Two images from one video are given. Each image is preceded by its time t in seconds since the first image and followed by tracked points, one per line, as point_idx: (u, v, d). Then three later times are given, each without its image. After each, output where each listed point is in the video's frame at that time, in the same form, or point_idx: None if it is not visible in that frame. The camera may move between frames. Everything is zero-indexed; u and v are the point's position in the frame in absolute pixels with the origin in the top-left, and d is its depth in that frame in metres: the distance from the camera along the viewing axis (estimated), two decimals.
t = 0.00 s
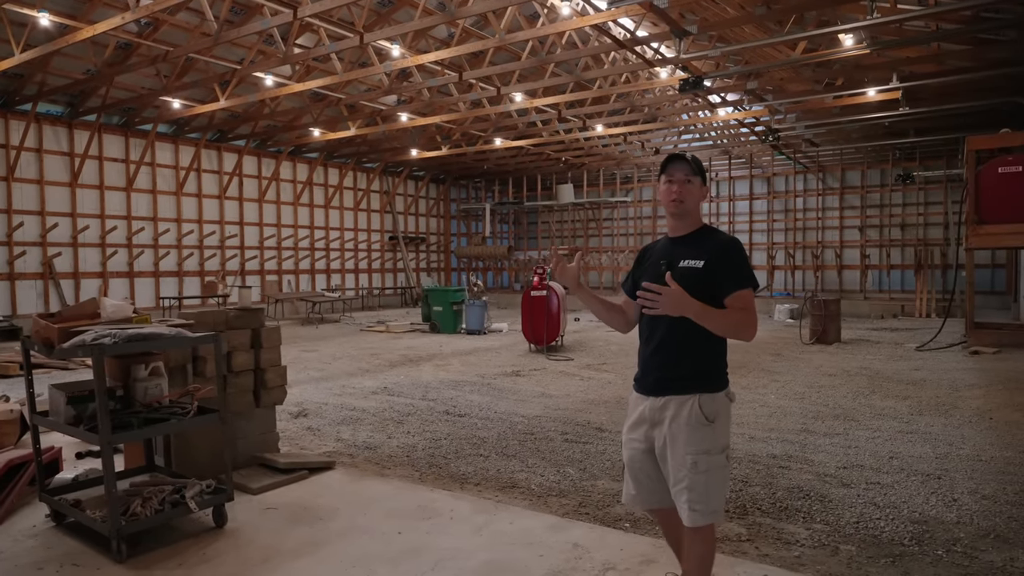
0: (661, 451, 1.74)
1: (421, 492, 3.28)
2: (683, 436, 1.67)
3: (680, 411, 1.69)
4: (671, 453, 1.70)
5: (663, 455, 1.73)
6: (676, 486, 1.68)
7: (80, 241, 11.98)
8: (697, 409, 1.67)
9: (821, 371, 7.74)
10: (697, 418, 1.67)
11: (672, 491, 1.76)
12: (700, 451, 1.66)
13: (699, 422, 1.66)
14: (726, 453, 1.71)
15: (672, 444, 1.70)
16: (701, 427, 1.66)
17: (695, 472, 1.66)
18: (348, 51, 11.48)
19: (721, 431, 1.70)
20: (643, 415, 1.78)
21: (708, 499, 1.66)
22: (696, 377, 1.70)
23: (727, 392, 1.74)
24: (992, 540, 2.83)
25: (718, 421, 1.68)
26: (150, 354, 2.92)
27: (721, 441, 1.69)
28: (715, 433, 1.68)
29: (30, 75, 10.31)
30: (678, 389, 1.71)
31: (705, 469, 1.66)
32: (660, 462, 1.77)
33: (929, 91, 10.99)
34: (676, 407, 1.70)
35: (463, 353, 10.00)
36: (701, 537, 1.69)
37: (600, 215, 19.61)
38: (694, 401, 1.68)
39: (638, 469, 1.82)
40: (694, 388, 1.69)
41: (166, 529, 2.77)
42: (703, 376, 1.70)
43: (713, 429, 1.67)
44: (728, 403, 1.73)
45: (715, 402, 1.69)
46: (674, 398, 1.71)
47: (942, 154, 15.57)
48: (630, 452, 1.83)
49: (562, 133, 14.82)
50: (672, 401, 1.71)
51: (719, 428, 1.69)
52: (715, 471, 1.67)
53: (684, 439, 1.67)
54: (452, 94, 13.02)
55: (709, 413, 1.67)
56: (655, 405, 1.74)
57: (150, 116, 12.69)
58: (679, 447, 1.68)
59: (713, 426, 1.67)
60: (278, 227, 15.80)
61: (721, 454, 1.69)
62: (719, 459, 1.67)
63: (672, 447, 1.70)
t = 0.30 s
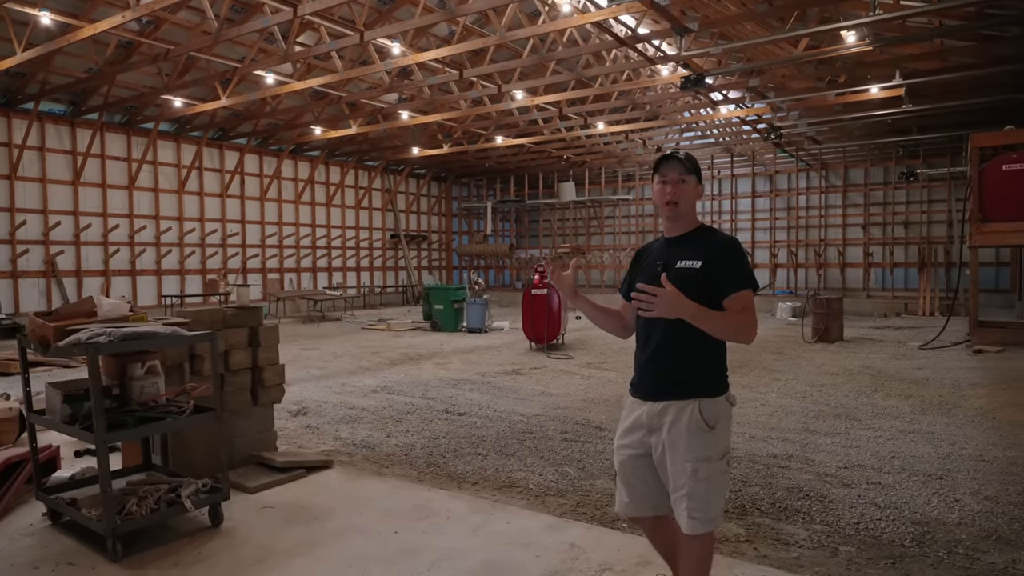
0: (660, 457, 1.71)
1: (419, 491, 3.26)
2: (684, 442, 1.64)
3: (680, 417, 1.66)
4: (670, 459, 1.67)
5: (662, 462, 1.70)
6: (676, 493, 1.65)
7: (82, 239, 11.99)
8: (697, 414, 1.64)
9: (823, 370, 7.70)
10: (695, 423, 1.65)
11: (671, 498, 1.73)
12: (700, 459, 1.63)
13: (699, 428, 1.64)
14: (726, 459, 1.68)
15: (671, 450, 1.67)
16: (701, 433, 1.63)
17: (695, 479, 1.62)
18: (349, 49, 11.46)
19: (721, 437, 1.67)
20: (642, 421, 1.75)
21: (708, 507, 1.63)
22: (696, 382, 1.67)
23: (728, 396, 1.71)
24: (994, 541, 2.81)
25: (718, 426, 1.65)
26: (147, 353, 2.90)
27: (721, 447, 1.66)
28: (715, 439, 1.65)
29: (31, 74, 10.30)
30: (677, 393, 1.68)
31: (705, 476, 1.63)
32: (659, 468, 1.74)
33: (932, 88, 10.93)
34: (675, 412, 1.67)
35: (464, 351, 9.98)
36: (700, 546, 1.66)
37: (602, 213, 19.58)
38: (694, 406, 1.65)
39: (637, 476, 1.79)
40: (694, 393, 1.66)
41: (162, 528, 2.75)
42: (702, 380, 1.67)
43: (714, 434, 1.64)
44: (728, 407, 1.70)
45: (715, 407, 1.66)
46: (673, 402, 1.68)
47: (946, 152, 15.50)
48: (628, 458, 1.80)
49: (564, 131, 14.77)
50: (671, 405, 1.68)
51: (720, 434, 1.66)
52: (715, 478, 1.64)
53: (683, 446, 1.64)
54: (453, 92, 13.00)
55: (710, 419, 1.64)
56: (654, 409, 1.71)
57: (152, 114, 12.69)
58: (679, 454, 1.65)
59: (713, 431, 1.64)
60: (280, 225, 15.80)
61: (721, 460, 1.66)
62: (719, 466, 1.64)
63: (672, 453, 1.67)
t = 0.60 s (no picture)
0: (662, 462, 1.70)
1: (426, 491, 3.26)
2: (686, 448, 1.62)
3: (682, 422, 1.64)
4: (673, 465, 1.65)
5: (665, 467, 1.68)
6: (679, 499, 1.63)
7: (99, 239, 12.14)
8: (698, 420, 1.62)
9: (838, 370, 7.60)
10: (698, 429, 1.62)
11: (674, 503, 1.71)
12: (702, 465, 1.60)
13: (701, 434, 1.61)
14: (730, 465, 1.65)
15: (674, 456, 1.65)
16: (704, 438, 1.61)
17: (698, 485, 1.60)
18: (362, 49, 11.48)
19: (725, 442, 1.64)
20: (645, 425, 1.73)
21: (711, 514, 1.61)
22: (698, 386, 1.64)
23: (732, 400, 1.69)
24: (1010, 546, 2.75)
25: (721, 431, 1.63)
26: (155, 352, 2.93)
27: (724, 453, 1.64)
28: (718, 445, 1.62)
29: (49, 75, 10.44)
30: (678, 398, 1.65)
31: (708, 482, 1.61)
32: (662, 473, 1.72)
33: (949, 84, 10.76)
34: (677, 418, 1.64)
35: (476, 350, 9.98)
36: (704, 553, 1.64)
37: (615, 211, 19.49)
38: (695, 411, 1.62)
39: (640, 481, 1.78)
40: (696, 397, 1.63)
41: (169, 526, 2.77)
42: (704, 384, 1.64)
43: (717, 440, 1.62)
44: (732, 412, 1.68)
45: (718, 412, 1.63)
46: (675, 407, 1.66)
47: (965, 149, 15.24)
48: (632, 462, 1.78)
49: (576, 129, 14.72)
50: (673, 410, 1.66)
51: (723, 439, 1.64)
52: (719, 484, 1.62)
53: (686, 452, 1.62)
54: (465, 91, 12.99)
55: (712, 424, 1.62)
56: (656, 414, 1.69)
57: (167, 114, 12.81)
58: (681, 460, 1.63)
59: (717, 437, 1.62)
60: (294, 224, 15.90)
61: (725, 466, 1.63)
62: (722, 472, 1.62)
63: (674, 459, 1.65)
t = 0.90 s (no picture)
0: (657, 468, 1.66)
1: (429, 494, 3.24)
2: (680, 454, 1.59)
3: (676, 428, 1.60)
4: (667, 471, 1.62)
5: (659, 473, 1.65)
6: (673, 507, 1.60)
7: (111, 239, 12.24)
8: (693, 427, 1.58)
9: (850, 371, 7.51)
10: (693, 436, 1.59)
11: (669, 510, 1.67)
12: (697, 472, 1.57)
13: (696, 441, 1.58)
14: (726, 473, 1.61)
15: (668, 462, 1.62)
16: (698, 446, 1.58)
17: (692, 493, 1.57)
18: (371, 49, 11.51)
19: (720, 450, 1.60)
20: (641, 429, 1.70)
21: (707, 523, 1.57)
22: (694, 391, 1.60)
23: (729, 406, 1.65)
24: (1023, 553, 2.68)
25: (716, 439, 1.59)
26: (157, 353, 2.93)
27: (720, 461, 1.60)
28: (713, 453, 1.59)
29: (61, 77, 10.53)
30: (674, 403, 1.62)
31: (702, 491, 1.57)
32: (658, 479, 1.68)
33: (963, 82, 10.61)
34: (671, 424, 1.61)
35: (484, 351, 9.96)
36: (700, 562, 1.61)
37: (625, 211, 19.41)
38: (690, 418, 1.59)
39: (637, 485, 1.74)
40: (691, 403, 1.60)
41: (169, 528, 2.77)
42: (701, 390, 1.60)
43: (712, 448, 1.59)
44: (730, 419, 1.64)
45: (714, 419, 1.60)
46: (671, 412, 1.62)
47: (980, 148, 15.03)
48: (629, 466, 1.75)
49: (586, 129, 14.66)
50: (669, 416, 1.62)
51: (719, 447, 1.60)
52: (714, 493, 1.58)
53: (680, 459, 1.58)
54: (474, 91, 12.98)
55: (707, 431, 1.58)
56: (652, 419, 1.65)
57: (178, 116, 12.90)
58: (676, 467, 1.60)
59: (711, 445, 1.59)
60: (304, 225, 15.96)
61: (720, 474, 1.60)
62: (717, 481, 1.58)
63: (669, 466, 1.62)
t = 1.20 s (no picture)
0: (642, 478, 1.61)
1: (420, 501, 3.18)
2: (663, 465, 1.54)
3: (659, 438, 1.56)
4: (651, 483, 1.57)
5: (644, 483, 1.60)
6: (657, 520, 1.55)
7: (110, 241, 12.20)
8: (676, 438, 1.53)
9: (852, 375, 7.42)
10: (676, 446, 1.54)
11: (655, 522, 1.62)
12: (680, 485, 1.52)
13: (678, 452, 1.53)
14: (712, 486, 1.56)
15: (652, 473, 1.57)
16: (680, 458, 1.52)
17: (674, 507, 1.52)
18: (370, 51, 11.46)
19: (706, 462, 1.55)
20: (627, 438, 1.65)
21: (691, 538, 1.51)
22: (678, 402, 1.55)
23: (718, 417, 1.59)
24: None
25: (702, 451, 1.54)
26: (142, 356, 2.85)
27: (706, 474, 1.54)
28: (697, 466, 1.53)
29: (60, 79, 10.50)
30: (658, 414, 1.57)
31: (686, 505, 1.52)
32: (644, 490, 1.63)
33: (966, 83, 10.53)
34: (654, 434, 1.57)
35: (483, 353, 9.89)
36: None
37: (627, 213, 19.32)
38: (673, 429, 1.54)
39: (624, 494, 1.69)
40: (675, 413, 1.55)
41: (153, 535, 2.71)
42: (686, 401, 1.55)
43: (696, 460, 1.53)
44: (718, 431, 1.58)
45: (698, 431, 1.54)
46: (655, 422, 1.58)
47: (984, 149, 14.92)
48: (615, 475, 1.70)
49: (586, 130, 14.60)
50: (653, 425, 1.58)
51: (704, 459, 1.54)
52: (698, 507, 1.53)
53: (663, 470, 1.54)
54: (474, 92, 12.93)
55: (690, 443, 1.53)
56: (636, 428, 1.61)
57: (178, 118, 12.87)
58: (659, 478, 1.55)
59: (695, 457, 1.53)
60: (304, 227, 15.92)
61: (705, 488, 1.54)
62: (702, 494, 1.52)
63: (653, 477, 1.57)
